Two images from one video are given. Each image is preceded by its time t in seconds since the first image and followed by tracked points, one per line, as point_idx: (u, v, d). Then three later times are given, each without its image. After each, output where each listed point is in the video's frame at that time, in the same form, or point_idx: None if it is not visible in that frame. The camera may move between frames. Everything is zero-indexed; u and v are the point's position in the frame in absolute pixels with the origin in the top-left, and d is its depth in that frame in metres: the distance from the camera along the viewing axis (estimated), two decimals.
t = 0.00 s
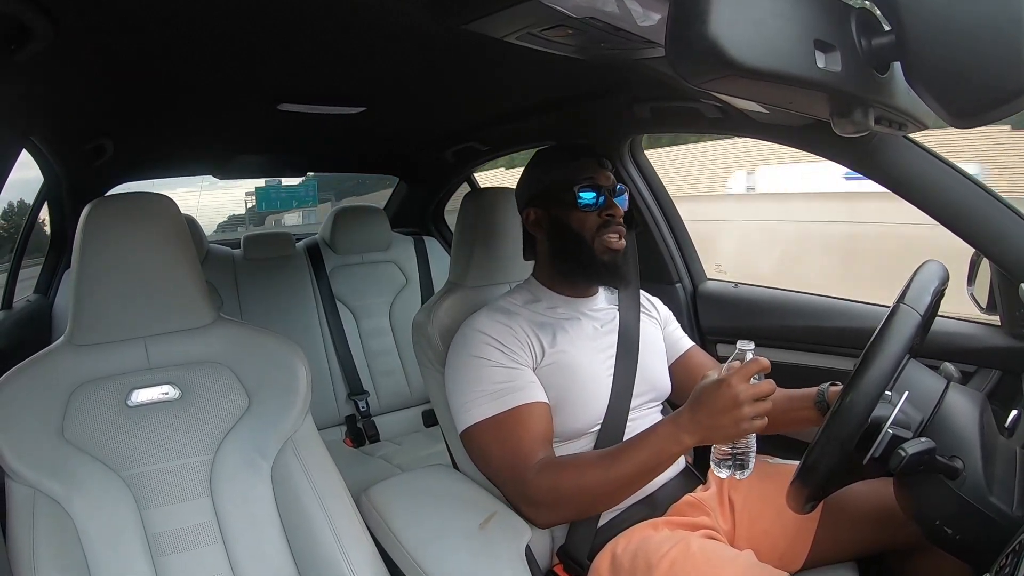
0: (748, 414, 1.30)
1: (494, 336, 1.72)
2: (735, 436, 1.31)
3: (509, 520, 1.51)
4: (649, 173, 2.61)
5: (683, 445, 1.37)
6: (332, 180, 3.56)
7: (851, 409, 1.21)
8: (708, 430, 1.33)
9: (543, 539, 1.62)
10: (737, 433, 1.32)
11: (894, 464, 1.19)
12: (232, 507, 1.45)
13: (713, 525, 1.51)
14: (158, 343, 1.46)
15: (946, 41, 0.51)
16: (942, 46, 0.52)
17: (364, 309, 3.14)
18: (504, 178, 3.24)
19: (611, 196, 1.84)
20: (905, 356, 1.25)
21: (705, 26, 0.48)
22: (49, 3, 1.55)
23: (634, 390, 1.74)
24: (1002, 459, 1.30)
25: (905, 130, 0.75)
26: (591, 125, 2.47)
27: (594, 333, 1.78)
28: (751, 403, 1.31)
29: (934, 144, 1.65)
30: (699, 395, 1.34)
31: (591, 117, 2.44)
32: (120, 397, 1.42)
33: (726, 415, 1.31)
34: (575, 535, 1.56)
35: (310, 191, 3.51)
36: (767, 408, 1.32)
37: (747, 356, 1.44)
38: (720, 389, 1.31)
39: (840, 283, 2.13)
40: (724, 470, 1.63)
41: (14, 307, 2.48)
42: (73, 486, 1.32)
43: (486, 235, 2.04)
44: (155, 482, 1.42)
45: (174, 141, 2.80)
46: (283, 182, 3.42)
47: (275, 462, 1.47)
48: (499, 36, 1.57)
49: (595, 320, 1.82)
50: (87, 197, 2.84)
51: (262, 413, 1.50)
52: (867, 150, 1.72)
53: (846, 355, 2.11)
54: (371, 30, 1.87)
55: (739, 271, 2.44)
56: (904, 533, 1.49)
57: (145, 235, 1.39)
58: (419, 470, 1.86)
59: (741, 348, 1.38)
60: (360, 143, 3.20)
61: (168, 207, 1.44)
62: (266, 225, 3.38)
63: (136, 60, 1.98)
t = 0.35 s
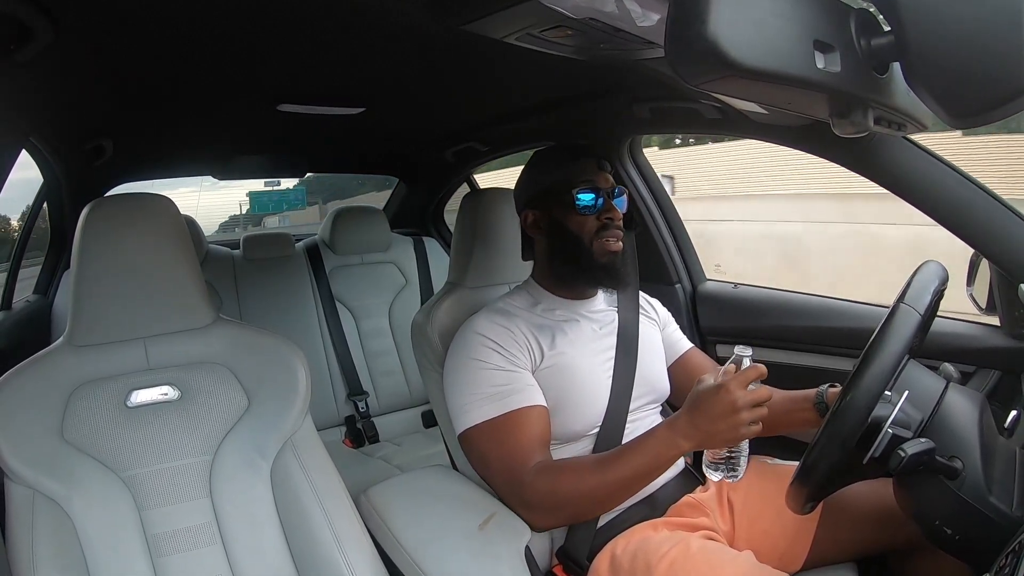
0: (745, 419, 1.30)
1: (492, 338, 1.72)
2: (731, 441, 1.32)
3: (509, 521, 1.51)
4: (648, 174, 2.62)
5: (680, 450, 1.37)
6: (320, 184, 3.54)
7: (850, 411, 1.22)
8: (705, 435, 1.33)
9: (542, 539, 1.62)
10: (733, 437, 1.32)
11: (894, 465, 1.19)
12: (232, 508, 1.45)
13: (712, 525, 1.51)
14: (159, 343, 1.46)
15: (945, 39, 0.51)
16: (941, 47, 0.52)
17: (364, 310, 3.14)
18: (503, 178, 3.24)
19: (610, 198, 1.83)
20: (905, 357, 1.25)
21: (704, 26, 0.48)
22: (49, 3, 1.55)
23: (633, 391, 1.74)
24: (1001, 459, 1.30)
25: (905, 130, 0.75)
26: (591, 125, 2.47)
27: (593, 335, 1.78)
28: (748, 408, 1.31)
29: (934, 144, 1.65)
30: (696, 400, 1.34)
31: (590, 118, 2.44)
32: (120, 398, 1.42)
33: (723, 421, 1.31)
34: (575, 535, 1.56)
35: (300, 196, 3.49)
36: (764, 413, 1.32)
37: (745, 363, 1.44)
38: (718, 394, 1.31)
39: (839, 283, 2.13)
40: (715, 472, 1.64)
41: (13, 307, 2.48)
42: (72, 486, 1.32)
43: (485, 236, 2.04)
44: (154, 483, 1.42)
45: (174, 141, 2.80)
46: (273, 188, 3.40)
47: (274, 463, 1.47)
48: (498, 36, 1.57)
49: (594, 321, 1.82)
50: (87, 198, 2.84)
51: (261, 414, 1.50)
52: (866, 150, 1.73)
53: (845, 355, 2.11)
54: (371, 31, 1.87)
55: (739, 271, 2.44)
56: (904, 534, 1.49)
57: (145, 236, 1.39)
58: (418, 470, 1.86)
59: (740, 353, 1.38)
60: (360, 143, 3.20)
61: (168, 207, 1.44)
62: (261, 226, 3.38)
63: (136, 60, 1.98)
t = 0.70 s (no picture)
0: (745, 405, 1.29)
1: (491, 337, 1.72)
2: (731, 428, 1.30)
3: (509, 521, 1.51)
4: (648, 175, 2.62)
5: (677, 440, 1.36)
6: (314, 185, 3.53)
7: (850, 410, 1.22)
8: (704, 423, 1.32)
9: (542, 539, 1.61)
10: (733, 425, 1.30)
11: (893, 463, 1.19)
12: (232, 508, 1.45)
13: (712, 525, 1.51)
14: (158, 343, 1.46)
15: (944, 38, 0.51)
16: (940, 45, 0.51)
17: (364, 310, 3.14)
18: (502, 178, 3.24)
19: (609, 199, 1.83)
20: (904, 356, 1.25)
21: (704, 25, 0.48)
22: (49, 4, 1.55)
23: (632, 391, 1.74)
24: (1001, 458, 1.30)
25: (905, 130, 0.75)
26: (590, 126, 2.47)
27: (592, 335, 1.78)
28: (747, 393, 1.29)
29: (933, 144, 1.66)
30: (693, 388, 1.33)
31: (590, 118, 2.44)
32: (120, 398, 1.41)
33: (722, 407, 1.29)
34: (574, 534, 1.56)
35: (294, 198, 3.49)
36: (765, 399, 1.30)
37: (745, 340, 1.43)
38: (715, 377, 1.30)
39: (839, 282, 2.13)
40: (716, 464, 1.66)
41: (13, 307, 2.48)
42: (72, 487, 1.32)
43: (485, 236, 2.04)
44: (154, 483, 1.41)
45: (173, 141, 2.79)
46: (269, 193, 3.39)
47: (274, 463, 1.47)
48: (498, 36, 1.57)
49: (593, 321, 1.82)
50: (86, 198, 2.84)
51: (261, 414, 1.49)
52: (866, 150, 1.73)
53: (845, 355, 2.11)
54: (371, 31, 1.87)
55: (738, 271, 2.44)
56: (903, 533, 1.49)
57: (145, 236, 1.39)
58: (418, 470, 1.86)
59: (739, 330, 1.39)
60: (359, 144, 3.20)
61: (168, 208, 1.44)
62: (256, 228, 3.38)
63: (135, 61, 1.98)
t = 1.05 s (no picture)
0: (701, 327, 1.44)
1: (491, 333, 1.72)
2: (697, 350, 1.43)
3: (508, 521, 1.51)
4: (648, 175, 2.62)
5: (656, 386, 1.44)
6: (314, 185, 3.53)
7: (849, 409, 1.22)
8: (672, 356, 1.43)
9: (542, 539, 1.62)
10: (698, 348, 1.43)
11: (893, 464, 1.19)
12: (232, 509, 1.45)
13: (712, 525, 1.51)
14: (158, 342, 1.46)
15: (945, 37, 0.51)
16: (943, 45, 0.51)
17: (364, 309, 3.14)
18: (502, 178, 3.24)
19: (616, 203, 1.80)
20: (905, 357, 1.25)
21: (705, 25, 0.48)
22: (49, 3, 1.56)
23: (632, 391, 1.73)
24: (1001, 459, 1.29)
25: (906, 130, 0.75)
26: (591, 125, 2.47)
27: (593, 335, 1.79)
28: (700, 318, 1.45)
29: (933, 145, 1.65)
30: (654, 329, 1.46)
31: (590, 118, 2.44)
32: (119, 397, 1.41)
33: (683, 334, 1.42)
34: (574, 534, 1.57)
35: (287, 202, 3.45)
36: (715, 319, 1.46)
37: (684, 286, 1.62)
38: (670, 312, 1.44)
39: (839, 283, 2.13)
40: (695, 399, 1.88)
41: (13, 306, 2.48)
42: (72, 486, 1.32)
43: (485, 236, 2.04)
44: (153, 482, 1.41)
45: (174, 140, 2.79)
46: (264, 195, 3.38)
47: (274, 463, 1.47)
48: (498, 36, 1.57)
49: (594, 321, 1.83)
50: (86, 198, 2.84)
51: (261, 414, 1.49)
52: (866, 151, 1.72)
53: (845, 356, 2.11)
54: (371, 31, 1.87)
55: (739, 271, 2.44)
56: (903, 534, 1.49)
57: (145, 235, 1.39)
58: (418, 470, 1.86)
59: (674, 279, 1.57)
60: (359, 143, 3.20)
61: (168, 207, 1.44)
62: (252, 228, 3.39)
63: (136, 60, 1.98)
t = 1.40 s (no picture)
0: (657, 277, 1.55)
1: (490, 323, 1.73)
2: (657, 298, 1.53)
3: (508, 521, 1.51)
4: (648, 175, 2.62)
5: (627, 336, 1.53)
6: (314, 184, 3.52)
7: (850, 410, 1.21)
8: (636, 308, 1.53)
9: (542, 539, 1.62)
10: (657, 297, 1.54)
11: (893, 466, 1.19)
12: (232, 509, 1.45)
13: (712, 526, 1.51)
14: (159, 342, 1.46)
15: (946, 38, 0.51)
16: (944, 46, 0.51)
17: (364, 309, 3.15)
18: (503, 179, 3.24)
19: (614, 205, 1.78)
20: (905, 358, 1.25)
21: (705, 25, 0.48)
22: (50, 3, 1.56)
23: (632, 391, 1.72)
24: (1001, 460, 1.30)
25: (906, 131, 0.75)
26: (591, 126, 2.47)
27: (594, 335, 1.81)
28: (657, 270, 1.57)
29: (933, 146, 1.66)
30: (614, 287, 1.57)
31: (590, 118, 2.44)
32: (120, 397, 1.42)
33: (642, 285, 1.54)
34: (574, 535, 1.57)
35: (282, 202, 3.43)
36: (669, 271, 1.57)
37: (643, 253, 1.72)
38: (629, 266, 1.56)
39: (839, 284, 2.13)
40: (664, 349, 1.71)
41: (13, 306, 2.48)
42: (72, 486, 1.32)
43: (485, 237, 2.04)
44: (154, 482, 1.41)
45: (174, 140, 2.80)
46: (266, 198, 3.37)
47: (274, 463, 1.46)
48: (499, 36, 1.57)
49: (592, 319, 1.85)
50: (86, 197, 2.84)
51: (261, 414, 1.49)
52: (866, 152, 1.73)
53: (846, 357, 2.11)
54: (371, 31, 1.87)
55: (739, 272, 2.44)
56: (904, 535, 1.49)
57: (145, 235, 1.39)
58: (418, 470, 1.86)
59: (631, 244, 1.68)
60: (359, 143, 3.20)
61: (169, 207, 1.44)
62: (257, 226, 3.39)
63: (136, 60, 1.98)
